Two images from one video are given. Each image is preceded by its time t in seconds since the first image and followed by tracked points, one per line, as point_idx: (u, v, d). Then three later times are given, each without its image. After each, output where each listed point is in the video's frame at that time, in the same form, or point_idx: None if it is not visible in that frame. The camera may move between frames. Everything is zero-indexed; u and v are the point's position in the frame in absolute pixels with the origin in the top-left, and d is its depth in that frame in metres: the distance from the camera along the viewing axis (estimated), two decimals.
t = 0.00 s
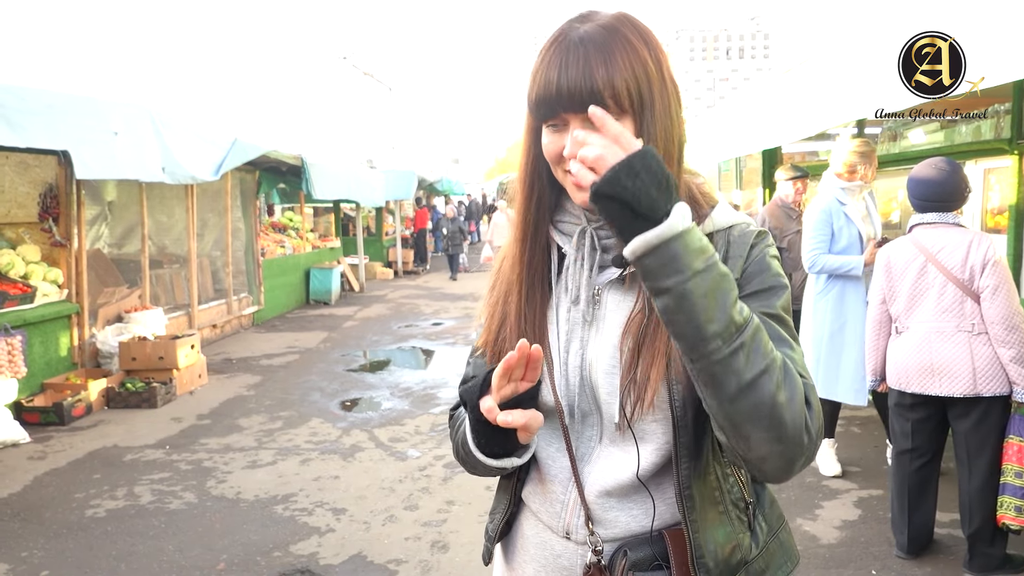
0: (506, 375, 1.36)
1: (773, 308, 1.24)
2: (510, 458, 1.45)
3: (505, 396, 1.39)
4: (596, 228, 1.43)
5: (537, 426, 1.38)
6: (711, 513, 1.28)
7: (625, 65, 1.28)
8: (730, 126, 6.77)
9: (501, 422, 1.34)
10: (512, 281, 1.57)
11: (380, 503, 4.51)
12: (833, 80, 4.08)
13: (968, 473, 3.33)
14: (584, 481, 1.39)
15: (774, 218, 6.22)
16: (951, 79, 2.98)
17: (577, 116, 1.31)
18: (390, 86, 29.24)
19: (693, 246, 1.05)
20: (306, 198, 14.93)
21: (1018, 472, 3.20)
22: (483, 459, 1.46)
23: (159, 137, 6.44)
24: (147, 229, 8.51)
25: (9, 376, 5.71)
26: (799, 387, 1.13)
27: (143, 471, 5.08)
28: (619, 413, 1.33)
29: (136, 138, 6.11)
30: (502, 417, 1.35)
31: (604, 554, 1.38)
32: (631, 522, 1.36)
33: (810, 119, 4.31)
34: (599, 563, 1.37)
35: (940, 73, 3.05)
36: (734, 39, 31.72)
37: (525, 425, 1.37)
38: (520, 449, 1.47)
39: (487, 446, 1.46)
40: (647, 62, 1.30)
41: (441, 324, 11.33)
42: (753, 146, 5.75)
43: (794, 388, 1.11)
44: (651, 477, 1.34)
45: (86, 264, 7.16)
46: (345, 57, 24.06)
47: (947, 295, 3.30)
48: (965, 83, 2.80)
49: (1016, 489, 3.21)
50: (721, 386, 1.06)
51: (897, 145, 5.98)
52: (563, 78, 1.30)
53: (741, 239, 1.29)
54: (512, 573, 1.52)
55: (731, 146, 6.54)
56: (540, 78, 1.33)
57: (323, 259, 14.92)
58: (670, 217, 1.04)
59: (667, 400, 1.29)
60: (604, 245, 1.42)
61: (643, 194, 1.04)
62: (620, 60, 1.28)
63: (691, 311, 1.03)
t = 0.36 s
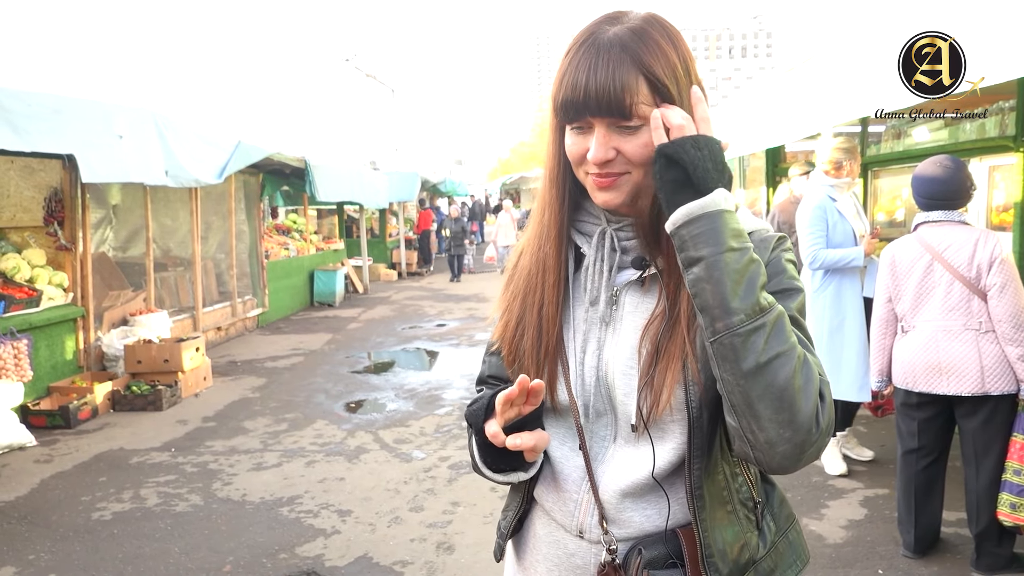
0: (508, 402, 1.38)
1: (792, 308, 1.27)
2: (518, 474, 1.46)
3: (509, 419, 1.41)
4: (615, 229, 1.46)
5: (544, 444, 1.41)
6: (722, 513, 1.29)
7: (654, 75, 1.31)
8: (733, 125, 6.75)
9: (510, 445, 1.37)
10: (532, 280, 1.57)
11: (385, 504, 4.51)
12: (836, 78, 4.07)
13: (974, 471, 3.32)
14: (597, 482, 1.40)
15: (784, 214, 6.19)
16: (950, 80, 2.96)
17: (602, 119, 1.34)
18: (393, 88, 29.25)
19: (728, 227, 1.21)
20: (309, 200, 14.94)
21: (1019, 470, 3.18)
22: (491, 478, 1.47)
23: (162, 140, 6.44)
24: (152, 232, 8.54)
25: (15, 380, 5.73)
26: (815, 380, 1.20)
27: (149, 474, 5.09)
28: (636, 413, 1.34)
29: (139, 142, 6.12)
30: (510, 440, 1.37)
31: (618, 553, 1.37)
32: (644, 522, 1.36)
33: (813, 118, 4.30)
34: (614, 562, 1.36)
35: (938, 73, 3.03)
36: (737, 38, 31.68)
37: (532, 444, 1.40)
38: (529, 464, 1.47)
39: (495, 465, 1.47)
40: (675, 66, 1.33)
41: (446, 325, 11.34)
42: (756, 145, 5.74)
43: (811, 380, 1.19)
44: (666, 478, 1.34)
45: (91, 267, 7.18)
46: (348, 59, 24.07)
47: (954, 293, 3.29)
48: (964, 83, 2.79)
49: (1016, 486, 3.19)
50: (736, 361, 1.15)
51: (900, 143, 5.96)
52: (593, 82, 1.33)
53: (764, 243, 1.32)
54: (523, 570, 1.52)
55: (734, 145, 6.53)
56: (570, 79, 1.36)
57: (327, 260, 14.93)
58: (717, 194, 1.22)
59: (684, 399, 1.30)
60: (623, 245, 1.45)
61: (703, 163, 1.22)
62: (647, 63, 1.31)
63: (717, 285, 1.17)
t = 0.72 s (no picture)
0: (527, 405, 1.34)
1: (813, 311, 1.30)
2: (529, 477, 1.43)
3: (525, 421, 1.38)
4: (630, 232, 1.48)
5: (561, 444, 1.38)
6: (736, 517, 1.31)
7: (663, 72, 1.34)
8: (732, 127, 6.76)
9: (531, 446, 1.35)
10: (543, 282, 1.56)
11: (384, 507, 4.51)
12: (834, 79, 4.07)
13: (973, 473, 3.33)
14: (609, 485, 1.40)
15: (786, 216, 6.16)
16: (950, 80, 2.98)
17: (613, 116, 1.36)
18: (391, 91, 29.25)
19: (773, 235, 1.28)
20: (308, 203, 14.93)
21: None
22: (500, 481, 1.43)
23: (161, 143, 6.44)
24: (151, 236, 8.54)
25: (14, 384, 5.72)
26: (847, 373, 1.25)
27: (148, 477, 5.08)
28: (651, 415, 1.35)
29: (138, 145, 6.12)
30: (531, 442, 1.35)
31: (630, 557, 1.38)
32: (655, 525, 1.37)
33: (812, 119, 4.31)
34: (626, 565, 1.37)
35: (939, 74, 3.04)
36: (734, 40, 31.79)
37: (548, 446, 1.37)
38: (540, 466, 1.45)
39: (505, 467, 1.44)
40: (682, 63, 1.35)
41: (444, 328, 11.34)
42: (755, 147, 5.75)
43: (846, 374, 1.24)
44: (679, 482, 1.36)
45: (90, 271, 7.17)
46: (346, 62, 24.04)
47: (955, 295, 3.29)
48: (966, 83, 2.79)
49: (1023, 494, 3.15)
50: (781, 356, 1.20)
51: (898, 144, 5.97)
52: (602, 80, 1.35)
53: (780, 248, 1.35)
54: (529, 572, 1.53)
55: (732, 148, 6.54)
56: (579, 80, 1.38)
57: (326, 264, 14.93)
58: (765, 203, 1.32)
59: (701, 400, 1.31)
60: (637, 247, 1.46)
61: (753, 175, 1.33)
62: (655, 61, 1.33)
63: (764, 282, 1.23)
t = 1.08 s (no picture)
0: (521, 404, 1.34)
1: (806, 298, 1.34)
2: (523, 483, 1.42)
3: (520, 420, 1.37)
4: (623, 230, 1.48)
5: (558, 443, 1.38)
6: (749, 501, 1.33)
7: (615, 59, 1.42)
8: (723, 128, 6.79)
9: (528, 444, 1.34)
10: (532, 292, 1.52)
11: (378, 509, 4.51)
12: (828, 80, 4.09)
13: (965, 469, 3.37)
14: (612, 485, 1.41)
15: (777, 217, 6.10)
16: (951, 80, 3.01)
17: (581, 108, 1.42)
18: (383, 92, 29.20)
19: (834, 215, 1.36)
20: (300, 205, 14.90)
21: None
22: (496, 486, 1.42)
23: (153, 145, 6.42)
24: (142, 238, 8.51)
25: (6, 387, 5.70)
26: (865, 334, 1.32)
27: (141, 480, 5.07)
28: (654, 409, 1.36)
29: (130, 147, 6.10)
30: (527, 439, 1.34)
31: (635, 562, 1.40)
32: (660, 522, 1.41)
33: (804, 120, 4.32)
34: (633, 566, 1.38)
35: (939, 74, 3.06)
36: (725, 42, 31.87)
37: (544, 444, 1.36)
38: (536, 470, 1.44)
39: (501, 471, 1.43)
40: (636, 56, 1.44)
41: (438, 329, 11.33)
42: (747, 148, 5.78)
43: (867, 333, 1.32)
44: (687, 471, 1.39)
45: (82, 273, 7.14)
46: (338, 63, 23.96)
47: (942, 295, 3.31)
48: (964, 83, 2.79)
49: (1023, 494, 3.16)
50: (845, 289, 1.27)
51: (890, 144, 6.00)
52: (561, 80, 1.43)
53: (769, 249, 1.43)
54: None
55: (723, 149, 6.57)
56: (540, 89, 1.47)
57: (318, 265, 14.90)
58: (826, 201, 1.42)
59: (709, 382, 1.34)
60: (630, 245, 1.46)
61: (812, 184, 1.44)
62: (609, 54, 1.43)
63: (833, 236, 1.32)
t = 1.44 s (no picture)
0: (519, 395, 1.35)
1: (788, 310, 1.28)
2: (526, 479, 1.43)
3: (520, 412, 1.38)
4: (601, 234, 1.48)
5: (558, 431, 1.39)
6: (720, 514, 1.30)
7: (605, 58, 1.48)
8: (717, 129, 6.79)
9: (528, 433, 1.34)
10: (517, 300, 1.55)
11: (374, 511, 4.50)
12: (823, 81, 4.09)
13: (959, 469, 3.38)
14: (605, 490, 1.40)
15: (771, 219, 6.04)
16: (950, 80, 3.01)
17: (575, 95, 1.45)
18: (378, 94, 29.16)
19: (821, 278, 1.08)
20: (295, 206, 14.87)
21: (1011, 477, 3.25)
22: (498, 484, 1.43)
23: (146, 146, 6.40)
24: (137, 239, 8.48)
25: None
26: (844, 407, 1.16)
27: (135, 483, 5.05)
28: (640, 414, 1.35)
29: (123, 148, 6.08)
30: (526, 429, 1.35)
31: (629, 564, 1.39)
32: (652, 529, 1.39)
33: (798, 120, 4.32)
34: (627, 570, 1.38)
35: (939, 73, 3.06)
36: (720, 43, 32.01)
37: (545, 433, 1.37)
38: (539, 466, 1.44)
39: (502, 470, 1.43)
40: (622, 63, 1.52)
41: (434, 330, 11.32)
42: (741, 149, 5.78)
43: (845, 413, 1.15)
44: (677, 482, 1.36)
45: (76, 275, 7.11)
46: (333, 64, 23.91)
47: (933, 296, 3.33)
48: (964, 83, 2.79)
49: (1009, 493, 3.26)
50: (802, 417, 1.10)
51: (884, 145, 6.01)
52: (558, 71, 1.47)
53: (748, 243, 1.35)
54: None
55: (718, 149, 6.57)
56: (531, 81, 1.50)
57: (314, 267, 14.88)
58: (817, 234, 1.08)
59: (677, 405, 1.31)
60: (609, 249, 1.46)
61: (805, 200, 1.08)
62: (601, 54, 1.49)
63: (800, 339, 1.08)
